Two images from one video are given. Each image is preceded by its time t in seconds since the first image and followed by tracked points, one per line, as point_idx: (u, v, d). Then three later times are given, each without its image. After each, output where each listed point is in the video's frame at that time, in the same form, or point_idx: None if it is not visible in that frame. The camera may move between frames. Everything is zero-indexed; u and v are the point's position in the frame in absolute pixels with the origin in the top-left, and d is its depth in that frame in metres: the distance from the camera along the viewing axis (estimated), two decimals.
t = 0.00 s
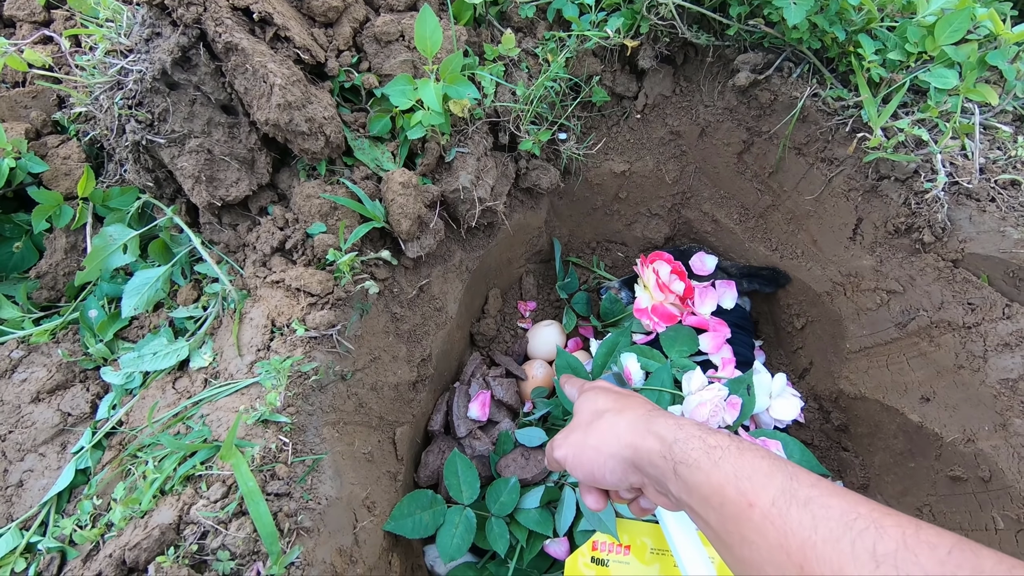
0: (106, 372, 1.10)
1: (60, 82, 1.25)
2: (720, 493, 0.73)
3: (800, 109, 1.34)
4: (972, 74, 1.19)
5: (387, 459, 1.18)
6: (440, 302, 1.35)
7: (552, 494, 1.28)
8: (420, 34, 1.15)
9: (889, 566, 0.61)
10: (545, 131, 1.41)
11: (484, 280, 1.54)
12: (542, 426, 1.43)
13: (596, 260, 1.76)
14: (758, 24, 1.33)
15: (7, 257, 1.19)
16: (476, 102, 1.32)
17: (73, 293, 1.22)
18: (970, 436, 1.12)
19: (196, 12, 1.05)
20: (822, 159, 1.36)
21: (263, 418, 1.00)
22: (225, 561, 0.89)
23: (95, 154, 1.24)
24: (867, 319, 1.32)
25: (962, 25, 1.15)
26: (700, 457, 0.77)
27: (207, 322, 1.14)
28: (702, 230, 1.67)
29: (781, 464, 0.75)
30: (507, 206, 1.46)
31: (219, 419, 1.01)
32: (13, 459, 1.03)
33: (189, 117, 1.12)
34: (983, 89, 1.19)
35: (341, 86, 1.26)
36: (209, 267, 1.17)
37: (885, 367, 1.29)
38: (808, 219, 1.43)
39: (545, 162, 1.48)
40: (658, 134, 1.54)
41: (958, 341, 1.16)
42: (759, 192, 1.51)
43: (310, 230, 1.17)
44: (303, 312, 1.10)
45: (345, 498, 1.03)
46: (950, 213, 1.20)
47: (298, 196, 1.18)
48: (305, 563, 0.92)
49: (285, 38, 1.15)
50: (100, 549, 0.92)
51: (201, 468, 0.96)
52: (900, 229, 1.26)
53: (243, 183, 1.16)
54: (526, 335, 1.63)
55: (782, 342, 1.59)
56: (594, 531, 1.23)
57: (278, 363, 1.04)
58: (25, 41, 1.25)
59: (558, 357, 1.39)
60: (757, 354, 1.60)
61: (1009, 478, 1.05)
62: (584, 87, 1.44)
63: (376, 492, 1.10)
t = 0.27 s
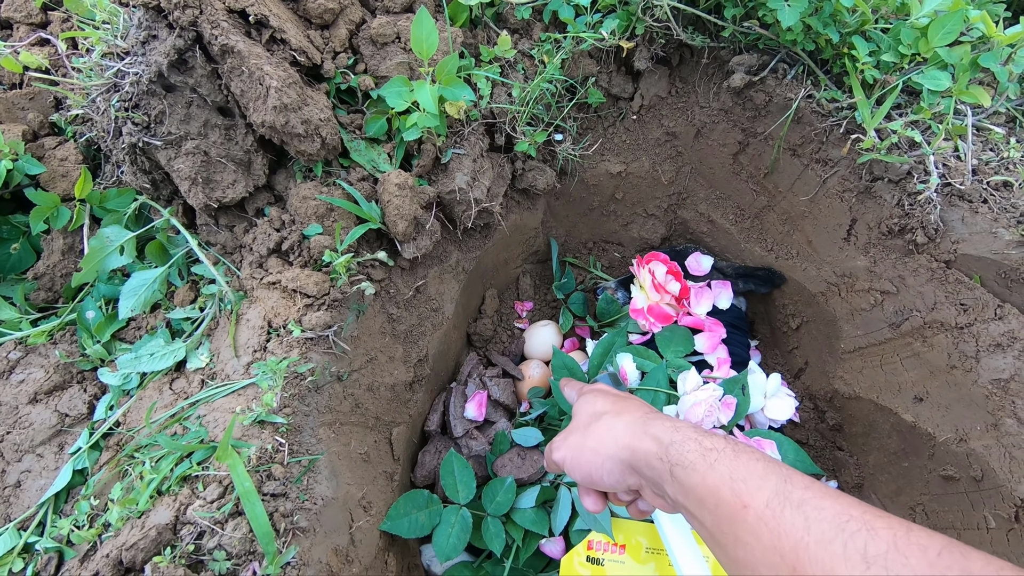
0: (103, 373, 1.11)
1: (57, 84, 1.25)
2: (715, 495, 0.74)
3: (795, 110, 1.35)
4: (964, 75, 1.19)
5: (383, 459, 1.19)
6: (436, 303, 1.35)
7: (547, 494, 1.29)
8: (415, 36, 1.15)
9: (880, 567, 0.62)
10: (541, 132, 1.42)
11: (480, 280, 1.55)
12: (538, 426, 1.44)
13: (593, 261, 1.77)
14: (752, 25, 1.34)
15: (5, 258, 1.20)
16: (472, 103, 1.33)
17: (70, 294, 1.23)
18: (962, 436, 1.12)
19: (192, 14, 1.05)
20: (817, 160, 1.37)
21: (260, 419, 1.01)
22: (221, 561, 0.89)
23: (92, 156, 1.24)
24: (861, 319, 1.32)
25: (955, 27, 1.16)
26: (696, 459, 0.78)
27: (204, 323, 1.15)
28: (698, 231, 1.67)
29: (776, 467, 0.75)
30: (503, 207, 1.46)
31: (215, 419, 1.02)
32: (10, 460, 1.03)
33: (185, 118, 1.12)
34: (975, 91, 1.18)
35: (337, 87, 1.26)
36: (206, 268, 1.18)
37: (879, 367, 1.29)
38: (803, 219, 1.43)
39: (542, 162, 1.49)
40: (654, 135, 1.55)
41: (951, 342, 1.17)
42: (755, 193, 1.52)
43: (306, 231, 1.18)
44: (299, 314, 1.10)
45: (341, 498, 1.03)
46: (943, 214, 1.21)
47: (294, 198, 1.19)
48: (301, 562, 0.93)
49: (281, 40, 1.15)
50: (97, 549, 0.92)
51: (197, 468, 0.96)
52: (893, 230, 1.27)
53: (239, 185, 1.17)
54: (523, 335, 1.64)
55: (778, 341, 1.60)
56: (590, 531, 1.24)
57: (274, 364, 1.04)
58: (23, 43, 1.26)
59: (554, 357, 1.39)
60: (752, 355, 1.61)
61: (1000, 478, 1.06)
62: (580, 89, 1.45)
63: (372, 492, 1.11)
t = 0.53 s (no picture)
0: (101, 373, 1.10)
1: (55, 83, 1.25)
2: (711, 492, 0.74)
3: (792, 108, 1.35)
4: (962, 74, 1.19)
5: (381, 458, 1.19)
6: (434, 302, 1.35)
7: (546, 492, 1.28)
8: (413, 35, 1.15)
9: (872, 562, 0.62)
10: (539, 131, 1.42)
11: (479, 279, 1.55)
12: (536, 425, 1.44)
13: (591, 260, 1.77)
14: (750, 24, 1.34)
15: (2, 258, 1.19)
16: (470, 102, 1.32)
17: (68, 293, 1.23)
18: (960, 434, 1.12)
19: (189, 13, 1.05)
20: (814, 158, 1.37)
21: (258, 418, 1.01)
22: (219, 559, 0.89)
23: (89, 155, 1.24)
24: (859, 317, 1.33)
25: (952, 25, 1.16)
26: (692, 456, 0.78)
27: (202, 322, 1.15)
28: (697, 229, 1.67)
29: (771, 465, 0.76)
30: (501, 206, 1.46)
31: (213, 419, 1.02)
32: (8, 459, 1.03)
33: (182, 118, 1.12)
34: (972, 89, 1.19)
35: (334, 86, 1.26)
36: (204, 267, 1.18)
37: (877, 365, 1.29)
38: (801, 218, 1.44)
39: (540, 161, 1.49)
40: (652, 134, 1.55)
41: (948, 340, 1.17)
42: (753, 192, 1.52)
43: (304, 230, 1.18)
44: (297, 313, 1.10)
45: (339, 496, 1.03)
46: (940, 213, 1.21)
47: (292, 197, 1.19)
48: (299, 561, 0.93)
49: (279, 39, 1.15)
50: (94, 549, 0.92)
51: (195, 467, 0.96)
52: (891, 229, 1.27)
53: (237, 184, 1.17)
54: (521, 334, 1.64)
55: (776, 340, 1.60)
56: (588, 529, 1.24)
57: (272, 363, 1.04)
58: (19, 42, 1.25)
59: (553, 356, 1.39)
60: (751, 353, 1.61)
61: (997, 476, 1.06)
62: (577, 88, 1.44)
63: (370, 491, 1.11)
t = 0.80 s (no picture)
0: (99, 374, 1.10)
1: (52, 84, 1.24)
2: (692, 485, 0.74)
3: (792, 108, 1.34)
4: (961, 73, 1.19)
5: (380, 459, 1.19)
6: (433, 302, 1.35)
7: (545, 493, 1.28)
8: (411, 35, 1.15)
9: (849, 554, 0.62)
10: (538, 131, 1.41)
11: (478, 280, 1.54)
12: (535, 425, 1.44)
13: (590, 260, 1.76)
14: (749, 24, 1.33)
15: None
16: (468, 102, 1.32)
17: (66, 294, 1.22)
18: (959, 435, 1.12)
19: (186, 13, 1.06)
20: (814, 158, 1.36)
21: (256, 419, 1.01)
22: (216, 562, 0.89)
23: (87, 156, 1.24)
24: (858, 317, 1.32)
25: (952, 25, 1.16)
26: (675, 449, 0.78)
27: (200, 323, 1.15)
28: (696, 229, 1.67)
29: (752, 457, 0.76)
30: (500, 206, 1.46)
31: (211, 420, 1.01)
32: (6, 461, 1.03)
33: (180, 118, 1.12)
34: (971, 90, 1.18)
35: (332, 86, 1.25)
36: (202, 268, 1.17)
37: (876, 365, 1.29)
38: (800, 218, 1.43)
39: (539, 162, 1.49)
40: (651, 134, 1.55)
41: (948, 340, 1.17)
42: (752, 191, 1.52)
43: (302, 231, 1.17)
44: (295, 314, 1.10)
45: (337, 498, 1.03)
46: (939, 213, 1.21)
47: (290, 198, 1.18)
48: (297, 563, 0.92)
49: (276, 39, 1.15)
50: (92, 551, 0.92)
51: (193, 469, 0.96)
52: (890, 229, 1.27)
53: (235, 185, 1.16)
54: (520, 334, 1.63)
55: (776, 340, 1.60)
56: (587, 530, 1.23)
57: (270, 364, 1.04)
58: (16, 42, 1.25)
59: (551, 356, 1.39)
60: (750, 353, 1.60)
61: (997, 476, 1.06)
62: (576, 88, 1.44)
63: (368, 492, 1.11)
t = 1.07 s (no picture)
0: (95, 371, 1.09)
1: (48, 79, 1.23)
2: (686, 478, 0.73)
3: (793, 104, 1.34)
4: (964, 69, 1.19)
5: (380, 457, 1.18)
6: (432, 300, 1.34)
7: (546, 491, 1.27)
8: (409, 30, 1.14)
9: (841, 545, 0.62)
10: (538, 127, 1.41)
11: (477, 277, 1.54)
12: (535, 423, 1.43)
13: (590, 257, 1.76)
14: (750, 19, 1.33)
15: None
16: (468, 98, 1.31)
17: (63, 292, 1.21)
18: (961, 432, 1.12)
19: (184, 7, 1.05)
20: (815, 154, 1.36)
21: (254, 417, 1.00)
22: (215, 560, 0.88)
23: (84, 152, 1.23)
24: (859, 314, 1.32)
25: (954, 19, 1.16)
26: (668, 443, 0.78)
27: (198, 321, 1.14)
28: (696, 226, 1.66)
29: (745, 450, 0.75)
30: (500, 203, 1.45)
31: (209, 418, 1.01)
32: (2, 459, 1.02)
33: (177, 114, 1.11)
34: (975, 84, 1.19)
35: (331, 82, 1.25)
36: (199, 265, 1.17)
37: (877, 363, 1.29)
38: (801, 215, 1.43)
39: (538, 158, 1.48)
40: (652, 130, 1.54)
41: (950, 337, 1.16)
42: (753, 188, 1.51)
43: (300, 227, 1.17)
44: (294, 311, 1.09)
45: (336, 496, 1.02)
46: (941, 209, 1.20)
47: (288, 194, 1.17)
48: (296, 562, 0.92)
49: (274, 34, 1.14)
50: (89, 550, 0.91)
51: (191, 467, 0.95)
52: (892, 225, 1.26)
53: (233, 181, 1.15)
54: (520, 332, 1.63)
55: (776, 337, 1.59)
56: (587, 529, 1.23)
57: (269, 361, 1.04)
58: (12, 38, 1.24)
59: (551, 354, 1.39)
60: (750, 351, 1.60)
61: (999, 474, 1.05)
62: (577, 84, 1.44)
63: (368, 490, 1.10)
